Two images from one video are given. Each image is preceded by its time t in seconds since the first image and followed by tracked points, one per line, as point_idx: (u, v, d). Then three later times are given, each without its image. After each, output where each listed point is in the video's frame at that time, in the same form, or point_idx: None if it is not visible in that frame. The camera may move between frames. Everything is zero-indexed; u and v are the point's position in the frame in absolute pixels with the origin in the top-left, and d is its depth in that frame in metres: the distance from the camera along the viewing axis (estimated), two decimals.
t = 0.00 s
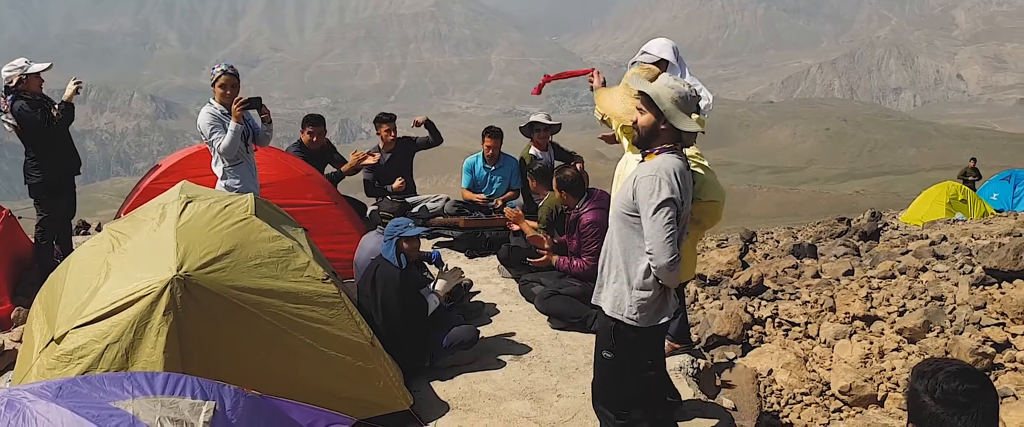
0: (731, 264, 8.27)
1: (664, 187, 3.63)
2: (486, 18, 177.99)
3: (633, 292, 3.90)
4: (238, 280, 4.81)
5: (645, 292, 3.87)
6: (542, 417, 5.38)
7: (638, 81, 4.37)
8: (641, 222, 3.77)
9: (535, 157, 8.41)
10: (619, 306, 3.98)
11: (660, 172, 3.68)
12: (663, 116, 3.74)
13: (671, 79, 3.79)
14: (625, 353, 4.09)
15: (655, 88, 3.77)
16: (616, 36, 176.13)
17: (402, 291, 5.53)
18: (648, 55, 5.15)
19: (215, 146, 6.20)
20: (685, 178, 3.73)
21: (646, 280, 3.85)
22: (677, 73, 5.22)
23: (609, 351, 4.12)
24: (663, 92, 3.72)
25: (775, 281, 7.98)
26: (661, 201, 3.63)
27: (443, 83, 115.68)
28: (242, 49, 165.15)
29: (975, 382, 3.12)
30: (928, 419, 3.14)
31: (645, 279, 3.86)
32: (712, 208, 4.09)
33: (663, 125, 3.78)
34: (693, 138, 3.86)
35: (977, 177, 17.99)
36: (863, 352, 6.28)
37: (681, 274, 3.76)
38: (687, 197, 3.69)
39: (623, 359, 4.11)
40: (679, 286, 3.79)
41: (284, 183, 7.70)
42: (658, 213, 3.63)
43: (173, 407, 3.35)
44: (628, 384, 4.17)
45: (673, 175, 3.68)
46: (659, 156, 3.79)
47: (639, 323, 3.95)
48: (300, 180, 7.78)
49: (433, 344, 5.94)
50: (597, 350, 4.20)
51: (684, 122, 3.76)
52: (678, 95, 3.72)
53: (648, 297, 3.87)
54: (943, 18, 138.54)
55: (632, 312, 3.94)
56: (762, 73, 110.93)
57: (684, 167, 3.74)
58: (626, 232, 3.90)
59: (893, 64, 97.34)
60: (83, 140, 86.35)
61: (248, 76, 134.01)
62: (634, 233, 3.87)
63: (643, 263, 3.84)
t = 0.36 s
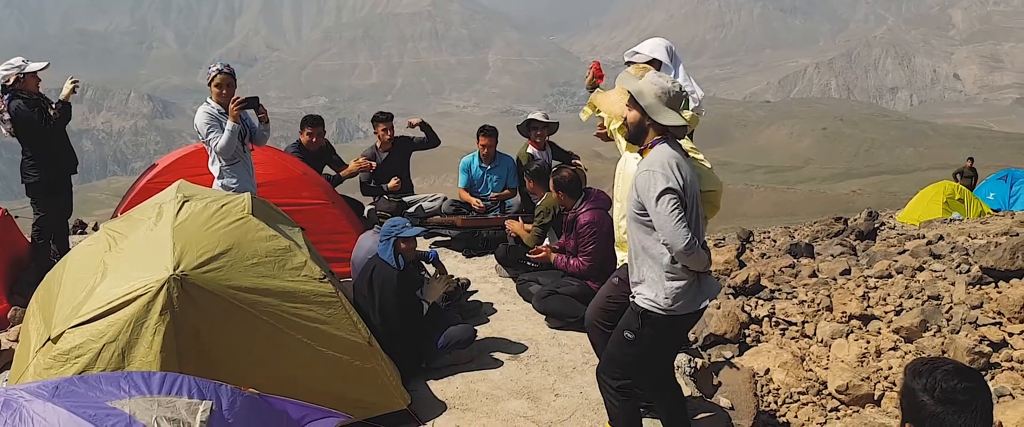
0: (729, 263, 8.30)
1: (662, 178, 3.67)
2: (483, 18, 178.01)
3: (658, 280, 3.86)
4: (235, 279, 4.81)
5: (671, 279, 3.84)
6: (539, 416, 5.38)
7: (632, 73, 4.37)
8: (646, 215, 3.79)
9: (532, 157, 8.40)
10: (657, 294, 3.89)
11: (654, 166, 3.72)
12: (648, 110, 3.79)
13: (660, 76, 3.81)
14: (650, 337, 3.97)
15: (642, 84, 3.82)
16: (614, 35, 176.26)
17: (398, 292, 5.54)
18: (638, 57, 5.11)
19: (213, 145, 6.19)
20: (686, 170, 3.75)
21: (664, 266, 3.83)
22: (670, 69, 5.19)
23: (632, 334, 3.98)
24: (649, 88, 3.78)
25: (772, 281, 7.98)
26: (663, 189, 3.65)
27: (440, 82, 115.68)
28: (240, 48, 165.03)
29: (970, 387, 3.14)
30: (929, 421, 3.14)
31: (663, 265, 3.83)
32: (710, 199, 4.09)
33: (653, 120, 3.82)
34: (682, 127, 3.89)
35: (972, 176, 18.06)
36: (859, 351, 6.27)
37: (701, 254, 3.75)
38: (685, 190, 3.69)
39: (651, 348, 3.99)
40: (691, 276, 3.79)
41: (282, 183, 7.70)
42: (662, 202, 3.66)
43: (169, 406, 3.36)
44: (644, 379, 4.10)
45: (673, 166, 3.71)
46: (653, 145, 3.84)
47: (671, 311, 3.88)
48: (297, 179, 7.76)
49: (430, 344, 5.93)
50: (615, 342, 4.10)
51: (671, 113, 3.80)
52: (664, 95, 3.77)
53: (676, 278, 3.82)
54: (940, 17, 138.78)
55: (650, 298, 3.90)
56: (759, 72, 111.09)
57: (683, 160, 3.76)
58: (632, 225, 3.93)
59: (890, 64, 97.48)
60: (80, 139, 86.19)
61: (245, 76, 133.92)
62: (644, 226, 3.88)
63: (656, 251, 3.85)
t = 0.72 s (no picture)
0: (729, 264, 8.30)
1: (670, 180, 3.66)
2: (483, 19, 178.11)
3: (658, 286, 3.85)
4: (235, 280, 4.81)
5: (669, 282, 3.84)
6: (539, 417, 5.38)
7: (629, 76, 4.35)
8: (649, 213, 3.80)
9: (534, 157, 8.39)
10: (653, 298, 3.90)
11: (661, 166, 3.71)
12: (648, 114, 3.79)
13: (665, 78, 3.81)
14: (650, 337, 3.97)
15: (642, 86, 3.84)
16: (615, 36, 176.24)
17: (399, 293, 5.53)
18: (641, 56, 5.10)
19: (214, 147, 6.19)
20: (690, 169, 3.76)
21: (666, 268, 3.83)
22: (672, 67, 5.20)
23: (629, 334, 4.02)
24: (650, 92, 3.78)
25: (773, 281, 7.97)
26: (669, 191, 3.65)
27: (441, 83, 115.67)
28: (240, 49, 165.08)
29: (971, 387, 3.16)
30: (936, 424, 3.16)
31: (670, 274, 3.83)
32: (710, 201, 4.10)
33: (653, 124, 3.81)
34: (686, 131, 3.88)
35: (973, 177, 18.04)
36: (861, 352, 6.28)
37: (702, 259, 3.75)
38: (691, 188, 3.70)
39: (649, 350, 4.00)
40: (692, 277, 3.81)
41: (284, 184, 7.70)
42: (668, 203, 3.66)
43: (172, 408, 3.35)
44: (644, 382, 4.11)
45: (677, 168, 3.69)
46: (658, 146, 3.84)
47: (673, 315, 3.88)
48: (297, 180, 7.76)
49: (431, 347, 5.91)
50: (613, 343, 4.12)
51: (675, 117, 3.77)
52: (666, 92, 3.76)
53: (672, 279, 3.83)
54: (940, 18, 138.74)
55: (646, 299, 3.92)
56: (760, 73, 111.06)
57: (687, 160, 3.77)
58: (635, 224, 3.94)
59: (891, 65, 97.44)
60: (81, 140, 86.21)
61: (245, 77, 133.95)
62: (648, 225, 3.89)
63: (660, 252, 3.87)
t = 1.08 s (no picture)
0: (733, 265, 8.25)
1: (663, 181, 3.76)
2: (487, 20, 178.36)
3: (632, 285, 4.02)
4: (240, 282, 4.81)
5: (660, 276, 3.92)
6: (543, 418, 5.38)
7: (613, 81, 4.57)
8: (637, 212, 3.90)
9: (539, 158, 8.40)
10: (626, 299, 4.06)
11: (654, 168, 3.81)
12: (634, 118, 3.89)
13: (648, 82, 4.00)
14: (629, 340, 4.14)
15: (631, 94, 3.95)
16: (618, 37, 176.29)
17: (401, 295, 5.54)
18: (652, 55, 5.22)
19: (219, 148, 6.20)
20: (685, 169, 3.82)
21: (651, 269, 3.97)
22: (685, 73, 5.25)
23: (611, 344, 4.17)
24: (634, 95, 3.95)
25: (777, 284, 7.96)
26: (660, 192, 3.75)
27: (445, 85, 115.74)
28: (244, 51, 165.53)
29: (977, 390, 3.17)
30: None
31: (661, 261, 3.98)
32: (702, 200, 4.19)
33: (639, 129, 3.94)
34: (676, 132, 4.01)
35: (979, 179, 17.98)
36: (866, 354, 6.27)
37: (685, 254, 3.88)
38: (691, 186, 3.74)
39: (630, 351, 4.17)
40: (679, 279, 3.92)
41: (289, 184, 7.73)
42: (655, 212, 3.76)
43: (177, 408, 3.36)
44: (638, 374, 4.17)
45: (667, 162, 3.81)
46: (653, 143, 3.92)
47: (647, 315, 4.04)
48: (302, 182, 7.78)
49: (435, 346, 5.92)
50: (601, 341, 4.24)
51: (664, 112, 3.90)
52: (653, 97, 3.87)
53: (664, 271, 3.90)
54: (945, 19, 138.44)
55: (635, 296, 4.02)
56: (763, 75, 110.97)
57: (679, 164, 3.88)
58: (634, 225, 3.98)
59: (895, 66, 97.25)
60: (86, 142, 86.48)
61: (249, 78, 134.31)
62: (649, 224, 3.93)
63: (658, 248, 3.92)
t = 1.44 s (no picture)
0: (736, 269, 8.21)
1: (661, 184, 3.83)
2: (491, 24, 178.49)
3: (629, 288, 4.08)
4: (243, 284, 4.82)
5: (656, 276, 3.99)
6: (547, 422, 5.38)
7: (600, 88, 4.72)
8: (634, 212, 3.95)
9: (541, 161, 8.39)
10: (620, 303, 4.12)
11: (652, 176, 3.87)
12: (624, 123, 3.99)
13: (637, 88, 4.10)
14: (622, 345, 4.23)
15: (623, 101, 4.04)
16: (622, 41, 176.25)
17: (404, 298, 5.53)
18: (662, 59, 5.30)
19: (222, 151, 6.21)
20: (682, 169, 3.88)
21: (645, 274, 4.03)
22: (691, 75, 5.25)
23: (605, 347, 4.25)
24: (622, 103, 4.06)
25: (782, 288, 7.94)
26: (658, 195, 3.81)
27: (448, 88, 115.80)
28: (249, 54, 165.85)
29: (978, 395, 3.17)
30: None
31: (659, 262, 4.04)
32: (699, 200, 4.25)
33: (630, 133, 4.03)
34: (673, 134, 4.09)
35: (982, 184, 17.95)
36: (870, 359, 6.24)
37: (679, 257, 3.92)
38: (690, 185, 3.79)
39: (620, 352, 4.26)
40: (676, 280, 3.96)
41: (293, 187, 7.74)
42: (652, 213, 3.82)
43: (179, 411, 3.37)
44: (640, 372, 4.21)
45: (665, 163, 3.88)
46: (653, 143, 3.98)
47: (637, 316, 4.13)
48: (305, 184, 7.79)
49: (438, 350, 5.93)
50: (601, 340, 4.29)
51: (655, 113, 4.01)
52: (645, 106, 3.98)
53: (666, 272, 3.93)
54: (949, 24, 138.17)
55: (635, 298, 4.08)
56: (767, 79, 110.86)
57: (676, 169, 3.94)
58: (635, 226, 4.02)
59: (899, 70, 97.09)
60: (90, 144, 86.65)
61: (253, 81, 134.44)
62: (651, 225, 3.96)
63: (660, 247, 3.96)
